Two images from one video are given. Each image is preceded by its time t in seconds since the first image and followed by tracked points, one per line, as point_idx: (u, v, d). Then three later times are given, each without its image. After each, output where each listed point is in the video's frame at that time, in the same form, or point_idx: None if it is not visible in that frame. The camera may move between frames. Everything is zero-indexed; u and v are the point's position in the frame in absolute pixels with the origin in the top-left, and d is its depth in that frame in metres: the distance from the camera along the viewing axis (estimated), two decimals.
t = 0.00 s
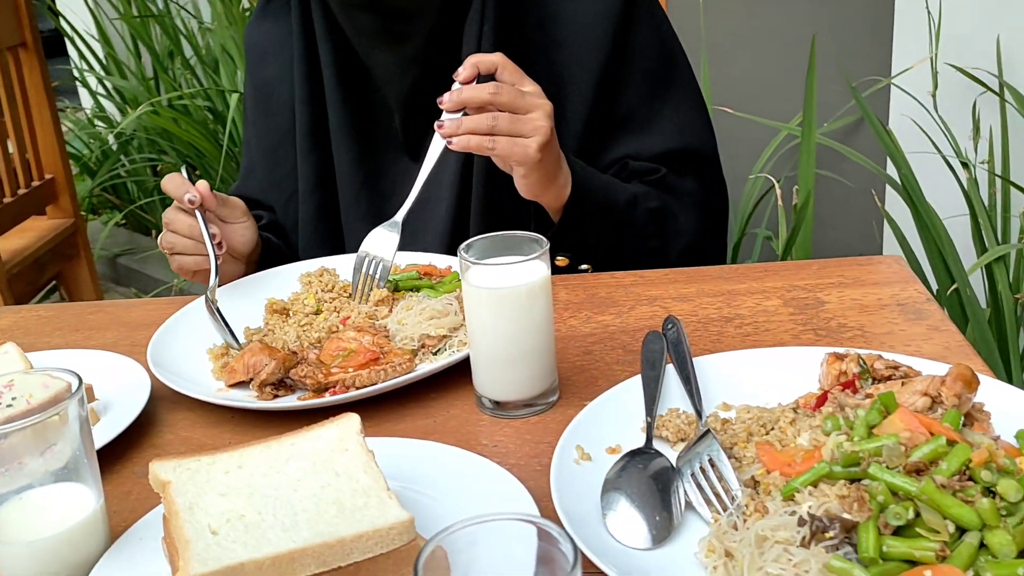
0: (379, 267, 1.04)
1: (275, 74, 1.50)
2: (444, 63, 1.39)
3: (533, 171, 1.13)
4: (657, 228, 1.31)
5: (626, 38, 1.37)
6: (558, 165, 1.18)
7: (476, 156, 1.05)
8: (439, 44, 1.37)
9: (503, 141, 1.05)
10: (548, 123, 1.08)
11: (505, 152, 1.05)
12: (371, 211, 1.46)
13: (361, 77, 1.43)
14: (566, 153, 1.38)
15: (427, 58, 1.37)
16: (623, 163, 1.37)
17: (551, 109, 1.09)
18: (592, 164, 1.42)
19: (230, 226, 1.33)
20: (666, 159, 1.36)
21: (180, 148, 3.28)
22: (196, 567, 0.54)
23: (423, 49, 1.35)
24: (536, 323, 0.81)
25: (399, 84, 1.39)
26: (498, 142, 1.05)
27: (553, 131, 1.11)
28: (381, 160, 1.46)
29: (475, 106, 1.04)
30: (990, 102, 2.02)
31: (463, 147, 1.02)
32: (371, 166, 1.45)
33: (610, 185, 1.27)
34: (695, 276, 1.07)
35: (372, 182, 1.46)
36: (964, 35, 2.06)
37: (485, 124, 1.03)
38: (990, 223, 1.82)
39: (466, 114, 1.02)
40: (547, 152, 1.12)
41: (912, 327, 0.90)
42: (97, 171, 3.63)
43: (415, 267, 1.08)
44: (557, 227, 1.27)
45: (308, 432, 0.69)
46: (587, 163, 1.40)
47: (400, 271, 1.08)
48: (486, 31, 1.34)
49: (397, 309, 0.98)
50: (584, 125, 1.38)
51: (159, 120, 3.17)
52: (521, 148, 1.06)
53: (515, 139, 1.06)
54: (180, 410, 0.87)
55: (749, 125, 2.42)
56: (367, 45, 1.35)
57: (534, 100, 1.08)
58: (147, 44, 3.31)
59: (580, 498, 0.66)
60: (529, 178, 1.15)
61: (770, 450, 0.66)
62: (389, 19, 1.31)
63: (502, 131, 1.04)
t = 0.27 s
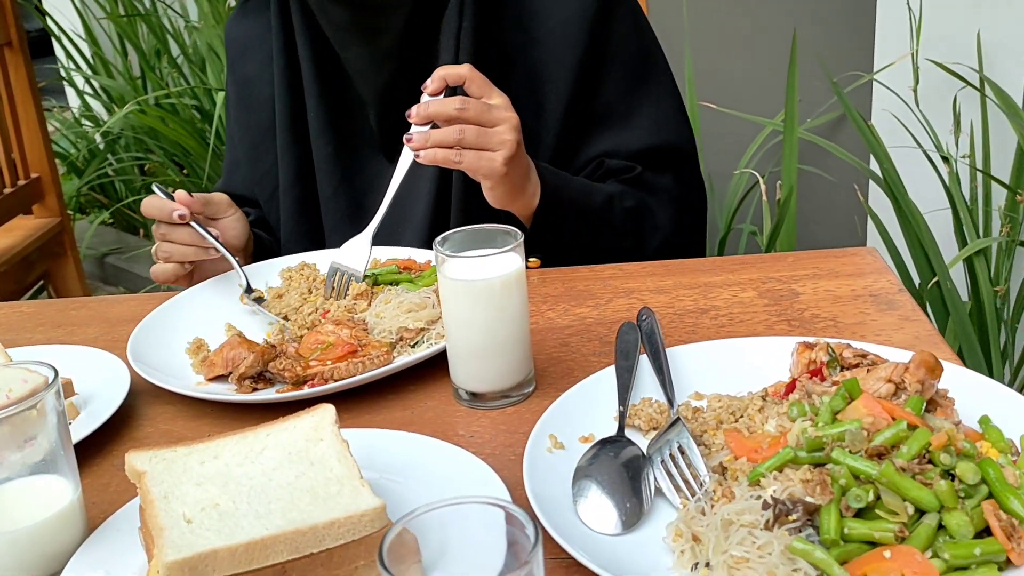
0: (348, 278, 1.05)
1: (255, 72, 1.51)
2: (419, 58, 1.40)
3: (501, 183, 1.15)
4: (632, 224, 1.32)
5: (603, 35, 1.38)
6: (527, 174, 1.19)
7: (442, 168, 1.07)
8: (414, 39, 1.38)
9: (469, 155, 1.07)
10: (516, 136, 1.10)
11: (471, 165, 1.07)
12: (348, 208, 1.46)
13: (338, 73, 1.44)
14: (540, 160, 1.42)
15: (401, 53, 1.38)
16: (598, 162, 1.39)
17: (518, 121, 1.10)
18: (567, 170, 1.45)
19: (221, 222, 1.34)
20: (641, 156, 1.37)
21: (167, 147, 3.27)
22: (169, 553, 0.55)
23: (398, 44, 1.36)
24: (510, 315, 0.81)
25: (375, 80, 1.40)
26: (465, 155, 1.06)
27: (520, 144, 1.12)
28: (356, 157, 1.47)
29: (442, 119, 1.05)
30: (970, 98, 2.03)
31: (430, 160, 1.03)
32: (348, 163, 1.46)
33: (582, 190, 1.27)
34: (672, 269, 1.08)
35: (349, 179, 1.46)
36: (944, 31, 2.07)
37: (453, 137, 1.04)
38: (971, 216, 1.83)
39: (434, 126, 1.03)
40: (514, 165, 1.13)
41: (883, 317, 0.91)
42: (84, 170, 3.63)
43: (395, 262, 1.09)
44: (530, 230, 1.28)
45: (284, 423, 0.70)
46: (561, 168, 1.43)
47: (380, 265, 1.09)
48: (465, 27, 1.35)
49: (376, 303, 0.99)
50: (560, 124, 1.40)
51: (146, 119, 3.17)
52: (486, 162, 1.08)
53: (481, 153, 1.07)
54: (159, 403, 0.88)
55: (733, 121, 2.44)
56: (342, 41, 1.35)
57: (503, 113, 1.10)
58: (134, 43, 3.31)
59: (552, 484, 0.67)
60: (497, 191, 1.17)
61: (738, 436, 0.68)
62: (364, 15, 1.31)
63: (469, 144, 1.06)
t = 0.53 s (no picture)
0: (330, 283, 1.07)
1: (247, 72, 1.52)
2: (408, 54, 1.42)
3: (480, 189, 1.17)
4: (617, 223, 1.34)
5: (589, 33, 1.40)
6: (510, 177, 1.21)
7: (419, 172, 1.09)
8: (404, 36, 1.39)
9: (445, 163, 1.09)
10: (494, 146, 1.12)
11: (446, 172, 1.10)
12: (338, 205, 1.48)
13: (328, 72, 1.45)
14: (526, 160, 1.44)
15: (388, 50, 1.39)
16: (583, 163, 1.40)
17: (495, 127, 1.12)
18: (553, 171, 1.47)
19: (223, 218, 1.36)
20: (625, 156, 1.39)
21: (165, 151, 3.28)
22: (162, 536, 0.56)
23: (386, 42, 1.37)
24: (499, 308, 0.83)
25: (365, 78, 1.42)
26: (441, 161, 1.09)
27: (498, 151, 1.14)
28: (345, 156, 1.48)
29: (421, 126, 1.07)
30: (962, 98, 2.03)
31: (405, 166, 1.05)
32: (338, 160, 1.48)
33: (567, 192, 1.29)
34: (661, 265, 1.10)
35: (340, 176, 1.48)
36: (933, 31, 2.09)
37: (430, 145, 1.06)
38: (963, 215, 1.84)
39: (410, 134, 1.05)
40: (492, 172, 1.15)
41: (867, 310, 0.93)
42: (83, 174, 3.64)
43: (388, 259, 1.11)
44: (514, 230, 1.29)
45: (276, 414, 0.72)
46: (546, 169, 1.45)
47: (372, 262, 1.11)
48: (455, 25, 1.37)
49: (369, 299, 1.00)
50: (545, 125, 1.42)
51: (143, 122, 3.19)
52: (462, 170, 1.10)
53: (457, 159, 1.10)
54: (154, 398, 0.89)
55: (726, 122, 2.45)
56: (333, 38, 1.37)
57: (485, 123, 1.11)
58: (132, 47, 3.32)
59: (538, 470, 0.69)
60: (477, 195, 1.19)
61: (719, 425, 0.69)
62: (353, 12, 1.33)
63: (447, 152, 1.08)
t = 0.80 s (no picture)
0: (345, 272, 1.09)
1: (256, 85, 1.55)
2: (414, 67, 1.45)
3: (483, 182, 1.18)
4: (621, 233, 1.36)
5: (590, 48, 1.42)
6: (511, 178, 1.23)
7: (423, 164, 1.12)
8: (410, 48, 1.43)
9: (449, 154, 1.11)
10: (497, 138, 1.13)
11: (450, 164, 1.11)
12: (346, 217, 1.51)
13: (336, 84, 1.48)
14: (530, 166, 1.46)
15: (395, 63, 1.42)
16: (588, 173, 1.43)
17: (500, 123, 1.14)
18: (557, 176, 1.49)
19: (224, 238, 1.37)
20: (629, 168, 1.41)
21: (175, 166, 3.32)
22: (171, 540, 0.58)
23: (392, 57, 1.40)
24: (500, 322, 0.85)
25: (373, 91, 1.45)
26: (445, 153, 1.11)
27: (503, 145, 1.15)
28: (355, 167, 1.51)
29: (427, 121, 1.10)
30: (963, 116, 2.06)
31: (410, 155, 1.08)
32: (348, 172, 1.51)
33: (572, 200, 1.31)
34: (661, 280, 1.12)
35: (349, 186, 1.51)
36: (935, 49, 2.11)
37: (435, 135, 1.09)
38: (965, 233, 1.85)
39: (418, 125, 1.08)
40: (495, 165, 1.17)
41: (862, 324, 0.95)
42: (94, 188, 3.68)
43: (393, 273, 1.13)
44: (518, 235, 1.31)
45: (281, 423, 0.74)
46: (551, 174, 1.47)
47: (378, 275, 1.13)
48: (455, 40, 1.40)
49: (374, 311, 1.03)
50: (547, 136, 1.44)
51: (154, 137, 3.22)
52: (465, 161, 1.12)
53: (461, 152, 1.11)
54: (163, 408, 0.92)
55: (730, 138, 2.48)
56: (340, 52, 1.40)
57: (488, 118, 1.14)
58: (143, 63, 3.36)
59: (537, 478, 0.71)
60: (480, 189, 1.20)
61: (713, 435, 0.71)
62: (359, 27, 1.35)
63: (450, 144, 1.10)
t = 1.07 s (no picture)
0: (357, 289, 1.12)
1: (283, 114, 1.59)
2: (440, 95, 1.49)
3: (488, 212, 1.20)
4: (625, 262, 1.38)
5: (604, 75, 1.46)
6: (512, 212, 1.25)
7: (434, 189, 1.14)
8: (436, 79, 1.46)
9: (461, 181, 1.13)
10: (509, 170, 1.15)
11: (461, 191, 1.14)
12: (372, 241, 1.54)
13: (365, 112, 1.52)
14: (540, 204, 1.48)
15: (423, 92, 1.47)
16: (592, 204, 1.44)
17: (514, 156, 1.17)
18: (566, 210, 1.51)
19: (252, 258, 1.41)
20: (634, 197, 1.43)
21: (200, 189, 3.37)
22: (205, 560, 0.60)
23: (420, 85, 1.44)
24: (520, 351, 0.87)
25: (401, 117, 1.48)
26: (457, 180, 1.13)
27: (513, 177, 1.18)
28: (383, 191, 1.54)
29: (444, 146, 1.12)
30: (980, 148, 2.08)
31: (423, 181, 1.11)
32: (374, 196, 1.54)
33: (571, 230, 1.32)
34: (677, 310, 1.14)
35: (373, 212, 1.54)
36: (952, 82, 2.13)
37: (450, 162, 1.11)
38: (981, 264, 1.86)
39: (435, 150, 1.11)
40: (505, 195, 1.19)
41: (875, 357, 0.96)
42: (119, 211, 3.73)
43: (415, 301, 1.16)
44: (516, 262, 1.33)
45: (309, 448, 0.77)
46: (560, 210, 1.49)
47: (400, 303, 1.16)
48: (477, 69, 1.42)
49: (396, 339, 1.05)
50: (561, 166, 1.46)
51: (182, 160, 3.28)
52: (476, 189, 1.14)
53: (474, 180, 1.14)
54: (193, 431, 0.94)
55: (748, 168, 2.50)
56: (371, 80, 1.44)
57: (500, 147, 1.16)
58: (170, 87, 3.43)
59: (555, 505, 0.73)
60: (483, 219, 1.22)
61: (726, 466, 0.73)
62: (389, 57, 1.39)
63: (463, 170, 1.12)
